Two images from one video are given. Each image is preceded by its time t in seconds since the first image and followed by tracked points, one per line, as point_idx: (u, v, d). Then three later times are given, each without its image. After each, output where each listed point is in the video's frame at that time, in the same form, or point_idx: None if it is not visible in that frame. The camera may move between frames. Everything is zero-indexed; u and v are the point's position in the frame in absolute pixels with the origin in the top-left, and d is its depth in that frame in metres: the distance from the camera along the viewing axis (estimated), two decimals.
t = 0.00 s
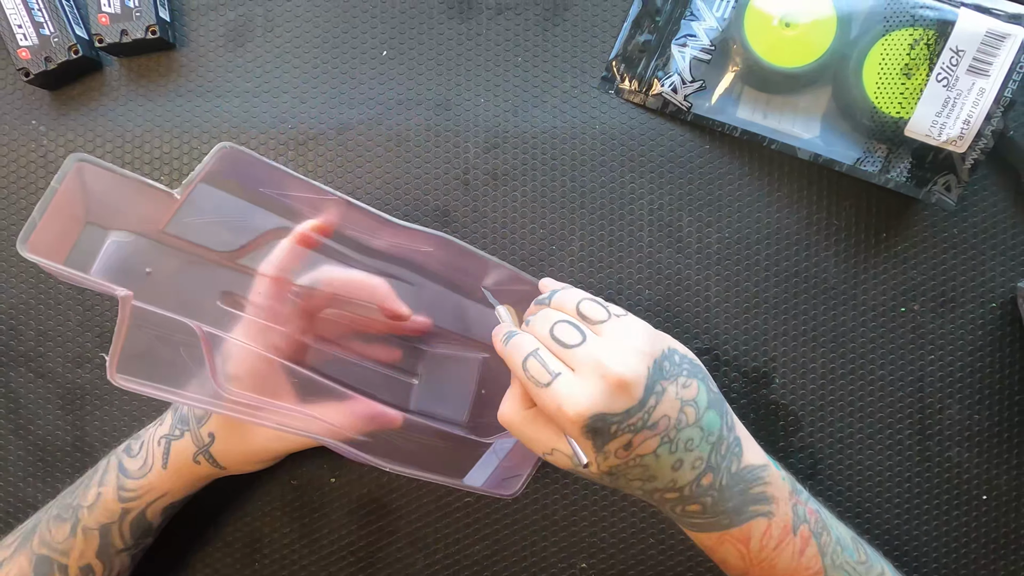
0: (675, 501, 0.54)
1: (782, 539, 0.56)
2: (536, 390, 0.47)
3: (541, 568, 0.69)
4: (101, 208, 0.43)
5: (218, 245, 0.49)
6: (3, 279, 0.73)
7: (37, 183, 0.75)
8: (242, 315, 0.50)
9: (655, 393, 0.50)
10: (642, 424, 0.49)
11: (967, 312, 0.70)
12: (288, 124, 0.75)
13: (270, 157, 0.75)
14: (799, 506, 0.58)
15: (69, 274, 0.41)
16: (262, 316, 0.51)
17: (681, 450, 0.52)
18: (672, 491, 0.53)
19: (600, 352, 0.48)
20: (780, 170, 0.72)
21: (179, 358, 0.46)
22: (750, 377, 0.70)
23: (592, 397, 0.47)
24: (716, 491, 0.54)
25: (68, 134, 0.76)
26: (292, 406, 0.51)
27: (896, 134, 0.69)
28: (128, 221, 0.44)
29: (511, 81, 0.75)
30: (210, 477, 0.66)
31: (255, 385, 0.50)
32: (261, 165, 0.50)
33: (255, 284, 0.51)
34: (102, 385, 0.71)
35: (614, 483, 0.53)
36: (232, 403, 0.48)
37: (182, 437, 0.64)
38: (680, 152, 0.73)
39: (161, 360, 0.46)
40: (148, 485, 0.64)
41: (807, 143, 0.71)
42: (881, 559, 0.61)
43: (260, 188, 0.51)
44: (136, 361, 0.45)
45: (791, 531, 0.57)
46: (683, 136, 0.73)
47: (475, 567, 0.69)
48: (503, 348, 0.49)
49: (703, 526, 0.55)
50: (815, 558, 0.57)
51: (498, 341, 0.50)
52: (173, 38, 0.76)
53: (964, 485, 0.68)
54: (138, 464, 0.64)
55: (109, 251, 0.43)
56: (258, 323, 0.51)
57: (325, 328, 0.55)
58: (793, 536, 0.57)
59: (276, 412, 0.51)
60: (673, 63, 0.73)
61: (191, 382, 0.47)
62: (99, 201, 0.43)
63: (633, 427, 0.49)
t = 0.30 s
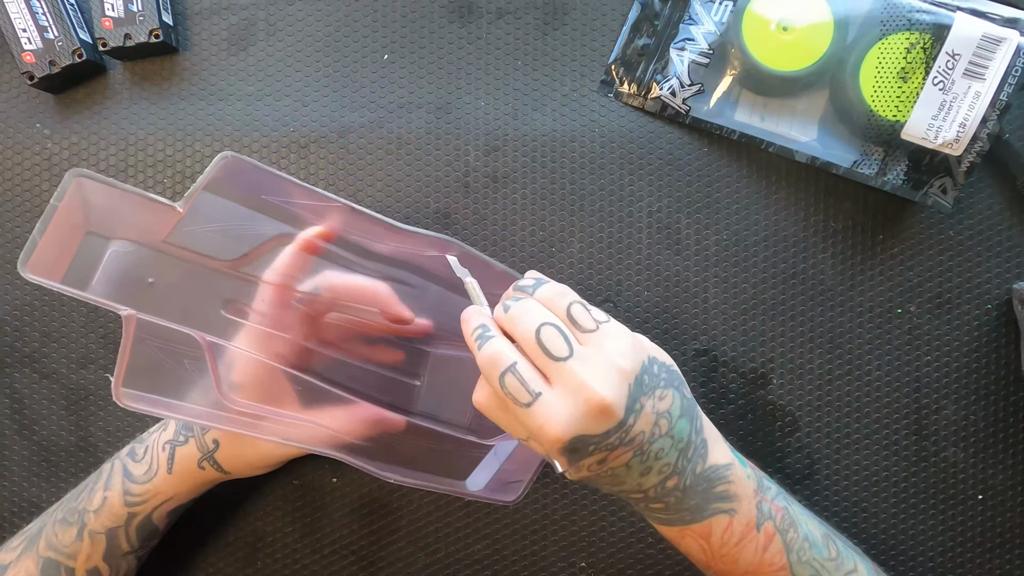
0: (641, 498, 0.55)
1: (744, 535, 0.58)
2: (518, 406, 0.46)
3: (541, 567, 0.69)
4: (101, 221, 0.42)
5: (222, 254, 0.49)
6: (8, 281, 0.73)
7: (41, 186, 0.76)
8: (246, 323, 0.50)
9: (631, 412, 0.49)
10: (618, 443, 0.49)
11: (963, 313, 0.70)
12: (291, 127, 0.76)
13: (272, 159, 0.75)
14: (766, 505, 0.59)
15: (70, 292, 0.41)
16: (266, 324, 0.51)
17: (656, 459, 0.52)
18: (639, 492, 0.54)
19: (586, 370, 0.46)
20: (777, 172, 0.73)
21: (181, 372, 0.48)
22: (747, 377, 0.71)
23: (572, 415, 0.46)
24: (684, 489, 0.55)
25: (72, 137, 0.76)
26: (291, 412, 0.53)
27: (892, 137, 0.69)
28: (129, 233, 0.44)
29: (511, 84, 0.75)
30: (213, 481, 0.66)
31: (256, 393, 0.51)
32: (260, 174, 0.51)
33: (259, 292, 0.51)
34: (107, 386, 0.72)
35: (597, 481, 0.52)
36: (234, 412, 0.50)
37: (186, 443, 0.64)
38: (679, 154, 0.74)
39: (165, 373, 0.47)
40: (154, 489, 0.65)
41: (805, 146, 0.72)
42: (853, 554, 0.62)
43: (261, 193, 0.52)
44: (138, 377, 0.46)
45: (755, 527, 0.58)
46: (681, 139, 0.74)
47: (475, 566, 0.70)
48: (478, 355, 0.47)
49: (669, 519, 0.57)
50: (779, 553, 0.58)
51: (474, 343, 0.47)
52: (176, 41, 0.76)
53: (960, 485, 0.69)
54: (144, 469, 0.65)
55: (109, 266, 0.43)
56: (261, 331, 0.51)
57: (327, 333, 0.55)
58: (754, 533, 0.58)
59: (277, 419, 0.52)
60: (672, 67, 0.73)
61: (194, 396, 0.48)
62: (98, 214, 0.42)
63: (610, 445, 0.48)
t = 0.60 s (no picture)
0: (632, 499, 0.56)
1: (728, 531, 0.59)
2: (502, 415, 0.47)
3: (541, 567, 0.70)
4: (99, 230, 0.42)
5: (222, 261, 0.49)
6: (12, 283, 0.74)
7: (45, 188, 0.76)
8: (247, 329, 0.51)
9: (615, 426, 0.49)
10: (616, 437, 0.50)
11: (959, 314, 0.71)
12: (293, 130, 0.76)
13: (275, 161, 0.76)
14: (756, 502, 0.60)
15: (71, 308, 0.41)
16: (266, 330, 0.52)
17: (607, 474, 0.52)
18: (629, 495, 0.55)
19: (567, 381, 0.47)
20: (775, 175, 0.74)
21: (182, 382, 0.48)
22: (745, 378, 0.71)
23: (557, 428, 0.46)
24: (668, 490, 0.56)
25: (76, 140, 0.77)
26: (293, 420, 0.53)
27: (889, 140, 0.70)
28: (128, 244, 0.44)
29: (512, 88, 0.76)
30: (217, 487, 0.67)
31: (258, 402, 0.51)
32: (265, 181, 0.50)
33: (260, 298, 0.52)
34: (110, 387, 0.72)
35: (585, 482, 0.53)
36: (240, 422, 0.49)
37: (191, 450, 0.65)
38: (678, 157, 0.74)
39: (168, 384, 0.47)
40: (160, 496, 0.65)
41: (802, 149, 0.72)
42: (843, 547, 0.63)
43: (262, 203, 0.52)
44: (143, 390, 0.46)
45: (740, 524, 0.59)
46: (679, 143, 0.75)
47: (476, 565, 0.70)
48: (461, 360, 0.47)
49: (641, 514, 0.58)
50: (767, 549, 0.60)
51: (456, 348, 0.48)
52: (179, 45, 0.77)
53: (956, 485, 0.69)
54: (149, 475, 0.65)
55: (109, 277, 0.43)
56: (263, 340, 0.52)
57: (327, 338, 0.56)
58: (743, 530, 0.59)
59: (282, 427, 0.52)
60: (670, 70, 0.74)
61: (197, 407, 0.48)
62: (99, 226, 0.42)
63: (593, 453, 0.49)
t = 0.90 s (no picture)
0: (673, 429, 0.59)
1: (754, 472, 0.60)
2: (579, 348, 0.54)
3: (541, 566, 0.70)
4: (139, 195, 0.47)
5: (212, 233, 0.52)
6: (16, 285, 0.74)
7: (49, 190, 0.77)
8: (229, 302, 0.53)
9: (643, 333, 0.55)
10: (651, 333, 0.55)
11: (956, 316, 0.72)
12: (294, 133, 0.77)
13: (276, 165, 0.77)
14: (758, 447, 0.63)
15: (51, 233, 0.45)
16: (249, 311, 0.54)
17: (648, 386, 0.56)
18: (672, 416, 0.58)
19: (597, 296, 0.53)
20: (773, 177, 0.74)
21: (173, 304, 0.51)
22: (743, 379, 0.72)
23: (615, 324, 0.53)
24: (703, 418, 0.60)
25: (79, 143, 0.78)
26: (263, 399, 0.54)
27: (886, 143, 0.71)
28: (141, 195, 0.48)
29: (512, 91, 0.77)
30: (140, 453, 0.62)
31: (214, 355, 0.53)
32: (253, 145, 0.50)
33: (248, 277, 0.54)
34: (114, 388, 0.73)
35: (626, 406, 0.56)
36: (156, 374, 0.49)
37: (112, 410, 0.63)
38: (677, 160, 0.75)
39: (136, 339, 0.48)
40: (87, 450, 0.64)
41: (800, 152, 0.73)
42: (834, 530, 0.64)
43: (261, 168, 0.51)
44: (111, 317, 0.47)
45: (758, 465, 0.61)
46: (678, 145, 0.75)
47: (477, 565, 0.71)
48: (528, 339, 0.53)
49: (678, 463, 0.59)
50: (782, 495, 0.61)
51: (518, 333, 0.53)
52: (182, 49, 0.78)
53: (954, 485, 0.70)
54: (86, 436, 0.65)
55: (110, 237, 0.47)
56: (229, 302, 0.53)
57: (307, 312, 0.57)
58: (764, 474, 0.61)
59: (226, 394, 0.52)
60: (668, 74, 0.75)
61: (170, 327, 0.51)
62: (96, 167, 0.46)
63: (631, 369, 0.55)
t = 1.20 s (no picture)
0: (692, 462, 0.55)
1: (780, 495, 0.59)
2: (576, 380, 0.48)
3: (540, 565, 0.71)
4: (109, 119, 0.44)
5: (183, 160, 0.48)
6: (21, 287, 0.75)
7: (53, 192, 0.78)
8: (227, 248, 0.54)
9: (646, 365, 0.50)
10: (657, 363, 0.51)
11: (951, 317, 0.72)
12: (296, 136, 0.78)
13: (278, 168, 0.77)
14: (782, 469, 0.62)
15: (19, 163, 0.42)
16: (248, 258, 0.56)
17: (656, 421, 0.52)
18: (690, 448, 0.54)
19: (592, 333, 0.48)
20: (771, 180, 0.75)
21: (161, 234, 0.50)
22: (741, 380, 0.73)
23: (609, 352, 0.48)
24: (726, 448, 0.56)
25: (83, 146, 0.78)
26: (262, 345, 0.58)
27: (882, 147, 0.71)
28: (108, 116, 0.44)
29: (512, 95, 0.77)
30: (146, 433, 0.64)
31: (205, 283, 0.54)
32: (258, 115, 0.45)
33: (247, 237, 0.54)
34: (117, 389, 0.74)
35: (636, 442, 0.52)
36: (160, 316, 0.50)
37: (113, 395, 0.64)
38: (675, 163, 0.76)
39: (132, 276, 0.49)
40: (91, 443, 0.64)
41: (797, 155, 0.74)
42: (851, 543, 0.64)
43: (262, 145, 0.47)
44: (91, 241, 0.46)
45: (784, 489, 0.60)
46: (676, 148, 0.76)
47: (477, 564, 0.71)
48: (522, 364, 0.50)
49: (700, 494, 0.56)
50: (806, 517, 0.61)
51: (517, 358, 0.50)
52: (185, 53, 0.79)
53: (950, 485, 0.70)
54: (86, 425, 0.65)
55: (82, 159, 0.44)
56: (232, 250, 0.54)
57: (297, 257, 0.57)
58: (788, 496, 0.60)
59: (216, 325, 0.55)
60: (667, 78, 0.76)
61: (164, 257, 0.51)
62: (64, 94, 0.42)
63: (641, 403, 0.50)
